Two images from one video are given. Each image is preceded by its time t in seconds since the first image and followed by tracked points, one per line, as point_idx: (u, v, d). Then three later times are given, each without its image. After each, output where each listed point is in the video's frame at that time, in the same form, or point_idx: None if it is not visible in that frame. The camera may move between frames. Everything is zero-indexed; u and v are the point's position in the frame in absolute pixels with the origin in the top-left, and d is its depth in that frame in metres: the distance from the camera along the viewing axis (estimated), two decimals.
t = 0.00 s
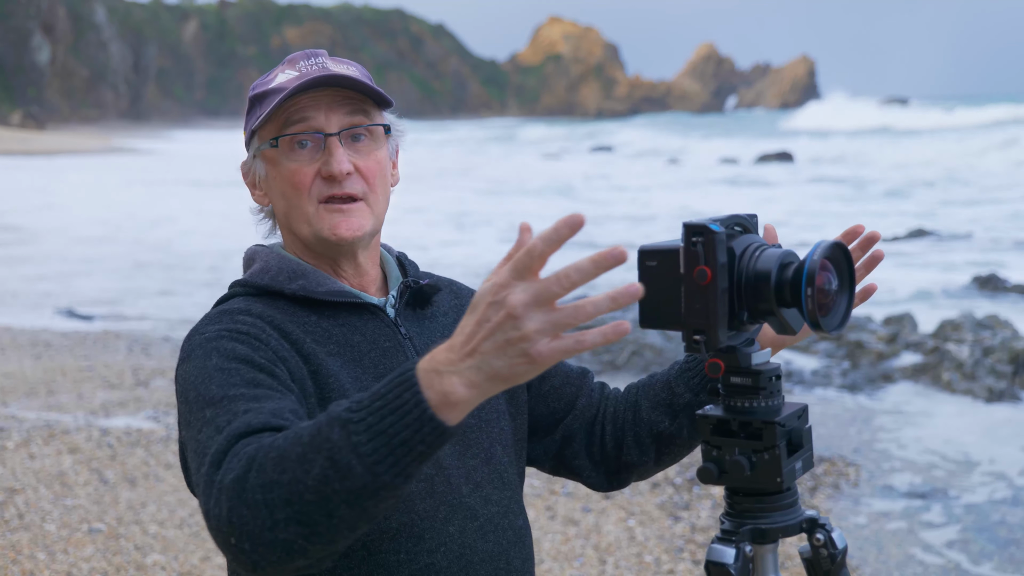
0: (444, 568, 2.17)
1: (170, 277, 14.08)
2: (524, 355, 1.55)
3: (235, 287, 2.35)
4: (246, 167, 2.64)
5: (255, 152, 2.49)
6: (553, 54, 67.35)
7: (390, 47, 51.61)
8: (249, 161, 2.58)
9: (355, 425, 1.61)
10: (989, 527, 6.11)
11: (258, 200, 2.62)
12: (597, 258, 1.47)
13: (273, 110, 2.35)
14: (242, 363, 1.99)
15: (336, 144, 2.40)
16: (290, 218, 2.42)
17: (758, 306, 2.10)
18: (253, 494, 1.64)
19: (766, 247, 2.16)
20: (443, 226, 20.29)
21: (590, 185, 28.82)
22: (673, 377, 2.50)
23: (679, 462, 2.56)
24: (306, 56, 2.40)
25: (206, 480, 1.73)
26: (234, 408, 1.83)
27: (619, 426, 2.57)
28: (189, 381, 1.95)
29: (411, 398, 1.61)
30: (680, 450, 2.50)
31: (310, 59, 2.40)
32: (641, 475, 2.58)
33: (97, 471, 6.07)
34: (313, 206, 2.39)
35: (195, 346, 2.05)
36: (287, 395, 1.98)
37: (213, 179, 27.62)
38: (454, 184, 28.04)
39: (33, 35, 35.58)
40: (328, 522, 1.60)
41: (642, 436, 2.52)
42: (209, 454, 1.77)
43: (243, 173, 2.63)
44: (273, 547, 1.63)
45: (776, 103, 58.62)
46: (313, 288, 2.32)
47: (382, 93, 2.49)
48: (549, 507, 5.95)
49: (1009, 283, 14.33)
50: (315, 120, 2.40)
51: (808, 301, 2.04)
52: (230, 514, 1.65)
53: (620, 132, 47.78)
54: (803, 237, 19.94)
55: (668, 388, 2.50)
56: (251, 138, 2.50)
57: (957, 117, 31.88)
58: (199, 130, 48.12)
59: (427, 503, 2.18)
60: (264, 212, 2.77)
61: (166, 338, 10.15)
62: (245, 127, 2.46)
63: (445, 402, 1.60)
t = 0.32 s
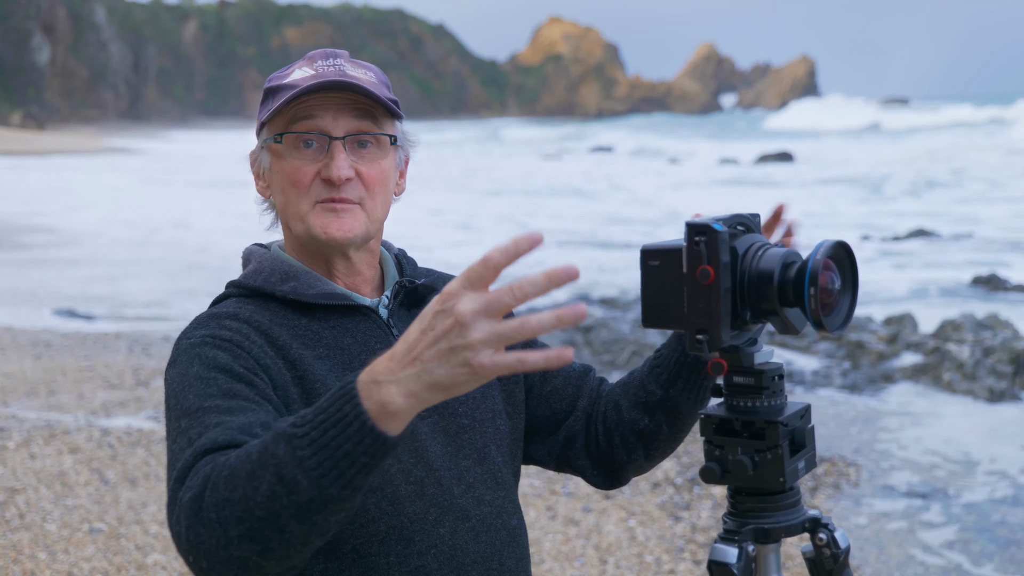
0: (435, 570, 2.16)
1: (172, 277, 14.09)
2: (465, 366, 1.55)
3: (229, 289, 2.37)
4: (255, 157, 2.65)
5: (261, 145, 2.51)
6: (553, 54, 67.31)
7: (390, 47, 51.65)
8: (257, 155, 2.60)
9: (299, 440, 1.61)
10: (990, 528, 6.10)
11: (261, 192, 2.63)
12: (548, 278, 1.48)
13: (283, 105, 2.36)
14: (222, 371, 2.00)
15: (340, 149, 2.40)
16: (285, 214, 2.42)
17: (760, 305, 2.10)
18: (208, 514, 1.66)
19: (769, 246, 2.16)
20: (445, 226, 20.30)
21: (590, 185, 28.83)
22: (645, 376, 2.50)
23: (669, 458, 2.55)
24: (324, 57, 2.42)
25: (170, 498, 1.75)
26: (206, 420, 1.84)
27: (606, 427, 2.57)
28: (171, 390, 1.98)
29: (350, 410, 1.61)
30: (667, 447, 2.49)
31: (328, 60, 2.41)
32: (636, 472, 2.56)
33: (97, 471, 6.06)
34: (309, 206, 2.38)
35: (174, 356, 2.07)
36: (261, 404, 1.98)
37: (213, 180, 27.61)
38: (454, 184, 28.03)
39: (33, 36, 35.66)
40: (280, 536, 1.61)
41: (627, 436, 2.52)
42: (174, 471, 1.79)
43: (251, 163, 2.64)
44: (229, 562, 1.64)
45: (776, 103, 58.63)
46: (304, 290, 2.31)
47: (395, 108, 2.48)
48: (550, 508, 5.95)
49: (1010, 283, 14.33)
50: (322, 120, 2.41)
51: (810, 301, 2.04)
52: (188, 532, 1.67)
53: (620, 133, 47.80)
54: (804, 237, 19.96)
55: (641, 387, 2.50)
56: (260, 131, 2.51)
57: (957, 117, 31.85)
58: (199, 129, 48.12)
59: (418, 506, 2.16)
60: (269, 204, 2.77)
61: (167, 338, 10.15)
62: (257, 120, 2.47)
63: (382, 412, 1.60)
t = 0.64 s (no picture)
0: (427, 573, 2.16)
1: (174, 274, 14.10)
2: (454, 344, 1.58)
3: (228, 283, 2.36)
4: (266, 150, 2.63)
5: (274, 137, 2.50)
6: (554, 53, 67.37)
7: (390, 45, 51.68)
8: (269, 146, 2.57)
9: (276, 423, 1.61)
10: (991, 526, 6.09)
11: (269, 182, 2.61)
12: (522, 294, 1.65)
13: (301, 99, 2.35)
14: (216, 368, 1.99)
15: (355, 148, 2.40)
16: (294, 209, 2.40)
17: (762, 305, 2.09)
18: (190, 505, 1.65)
19: (771, 245, 2.15)
20: (446, 225, 20.29)
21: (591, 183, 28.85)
22: (618, 362, 2.53)
23: (658, 448, 2.54)
24: (347, 55, 2.41)
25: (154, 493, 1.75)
26: (198, 418, 1.84)
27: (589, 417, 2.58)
28: (163, 384, 1.97)
29: (325, 384, 1.61)
30: (648, 430, 2.48)
31: (350, 58, 2.41)
32: (633, 463, 2.54)
33: (98, 469, 6.06)
34: (318, 202, 2.37)
35: (169, 347, 2.07)
36: (252, 401, 1.98)
37: (213, 178, 27.62)
38: (455, 183, 28.03)
39: (34, 34, 35.87)
40: (264, 520, 1.60)
41: (609, 423, 2.52)
42: (160, 465, 1.79)
43: (262, 155, 2.63)
44: (210, 556, 1.63)
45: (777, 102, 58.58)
46: (303, 288, 2.31)
47: (413, 112, 2.48)
48: (551, 506, 5.95)
49: (1013, 282, 14.30)
50: (339, 118, 2.40)
51: (813, 300, 2.03)
52: (170, 528, 1.67)
53: (621, 132, 47.75)
54: (805, 236, 19.94)
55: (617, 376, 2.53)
56: (274, 123, 2.49)
57: (959, 116, 31.80)
58: (201, 128, 48.14)
59: (409, 508, 2.16)
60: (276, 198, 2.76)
61: (168, 335, 10.15)
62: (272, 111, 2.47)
63: (363, 381, 1.60)
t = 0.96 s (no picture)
0: None
1: (177, 272, 14.14)
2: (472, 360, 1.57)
3: (230, 280, 2.35)
4: (272, 148, 2.63)
5: (281, 138, 2.48)
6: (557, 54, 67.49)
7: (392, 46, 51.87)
8: (274, 144, 2.56)
9: (290, 440, 1.59)
10: (994, 528, 6.07)
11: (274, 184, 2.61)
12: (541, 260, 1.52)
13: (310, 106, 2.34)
14: (224, 370, 1.98)
15: (366, 154, 2.39)
16: (304, 214, 2.40)
17: (764, 307, 2.09)
18: (205, 520, 1.64)
19: (773, 246, 2.15)
20: (448, 226, 20.33)
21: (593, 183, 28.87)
22: (648, 363, 2.50)
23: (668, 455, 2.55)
24: (356, 57, 2.41)
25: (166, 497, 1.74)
26: (207, 421, 1.83)
27: (607, 415, 2.55)
28: (172, 384, 1.96)
29: (347, 409, 1.59)
30: (667, 437, 2.48)
31: (358, 61, 2.41)
32: (638, 467, 2.56)
33: (100, 470, 6.07)
34: (329, 208, 2.37)
35: (179, 346, 2.06)
36: (262, 405, 1.98)
37: (216, 178, 27.70)
38: (458, 184, 28.07)
39: (37, 34, 36.42)
40: (280, 538, 1.60)
41: (628, 427, 2.51)
42: (172, 468, 1.78)
43: (268, 152, 2.62)
44: (221, 567, 1.63)
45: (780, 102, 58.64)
46: (307, 291, 2.32)
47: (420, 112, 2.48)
48: (554, 507, 5.95)
49: (1015, 283, 14.28)
50: (351, 123, 2.40)
51: (815, 302, 2.03)
52: (182, 535, 1.66)
53: (624, 132, 47.86)
54: (806, 237, 19.95)
55: (643, 376, 2.50)
56: (281, 123, 2.48)
57: (962, 117, 31.80)
58: (203, 129, 48.30)
59: (407, 518, 2.15)
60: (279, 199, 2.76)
61: (170, 336, 10.16)
62: (278, 112, 2.46)
63: (388, 412, 1.59)
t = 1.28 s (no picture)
0: None
1: (180, 271, 14.18)
2: (488, 384, 1.60)
3: (233, 281, 2.35)
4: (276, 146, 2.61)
5: (289, 140, 2.47)
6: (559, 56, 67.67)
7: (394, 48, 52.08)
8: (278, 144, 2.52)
9: (303, 460, 1.60)
10: (998, 531, 6.04)
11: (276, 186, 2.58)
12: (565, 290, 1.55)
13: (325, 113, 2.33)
14: (229, 375, 1.98)
15: (383, 157, 2.41)
16: (319, 218, 2.40)
17: (765, 310, 2.08)
18: (210, 531, 1.64)
19: (773, 249, 2.14)
20: (451, 227, 20.38)
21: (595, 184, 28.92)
22: (649, 383, 2.50)
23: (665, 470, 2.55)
24: (364, 59, 2.41)
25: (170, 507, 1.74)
26: (213, 427, 1.83)
27: (606, 433, 2.55)
28: (177, 387, 1.95)
29: (360, 429, 1.60)
30: (663, 456, 2.48)
31: (368, 63, 2.41)
32: (632, 484, 2.55)
33: (103, 472, 6.07)
34: (346, 210, 2.38)
35: (184, 349, 2.05)
36: (268, 411, 1.98)
37: (219, 179, 27.76)
38: (460, 185, 28.12)
39: (40, 36, 37.13)
40: (286, 554, 1.61)
41: (626, 444, 2.51)
42: (177, 476, 1.78)
43: (272, 149, 2.61)
44: None
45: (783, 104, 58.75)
46: (313, 294, 2.32)
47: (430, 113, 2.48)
48: (556, 510, 5.94)
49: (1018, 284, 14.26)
50: (368, 129, 2.40)
51: (816, 305, 2.02)
52: (187, 548, 1.67)
53: (626, 133, 47.94)
54: (809, 238, 19.97)
55: (644, 396, 2.50)
56: (288, 126, 2.46)
57: (965, 118, 31.78)
58: (207, 131, 48.44)
59: (409, 527, 2.15)
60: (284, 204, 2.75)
61: (172, 337, 10.18)
62: (285, 112, 2.44)
63: (401, 432, 1.61)
